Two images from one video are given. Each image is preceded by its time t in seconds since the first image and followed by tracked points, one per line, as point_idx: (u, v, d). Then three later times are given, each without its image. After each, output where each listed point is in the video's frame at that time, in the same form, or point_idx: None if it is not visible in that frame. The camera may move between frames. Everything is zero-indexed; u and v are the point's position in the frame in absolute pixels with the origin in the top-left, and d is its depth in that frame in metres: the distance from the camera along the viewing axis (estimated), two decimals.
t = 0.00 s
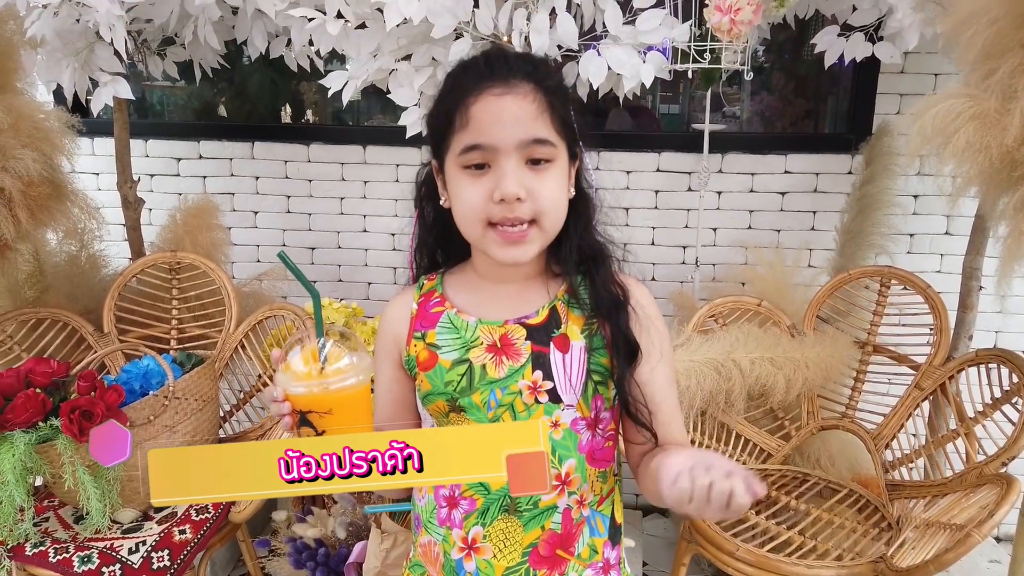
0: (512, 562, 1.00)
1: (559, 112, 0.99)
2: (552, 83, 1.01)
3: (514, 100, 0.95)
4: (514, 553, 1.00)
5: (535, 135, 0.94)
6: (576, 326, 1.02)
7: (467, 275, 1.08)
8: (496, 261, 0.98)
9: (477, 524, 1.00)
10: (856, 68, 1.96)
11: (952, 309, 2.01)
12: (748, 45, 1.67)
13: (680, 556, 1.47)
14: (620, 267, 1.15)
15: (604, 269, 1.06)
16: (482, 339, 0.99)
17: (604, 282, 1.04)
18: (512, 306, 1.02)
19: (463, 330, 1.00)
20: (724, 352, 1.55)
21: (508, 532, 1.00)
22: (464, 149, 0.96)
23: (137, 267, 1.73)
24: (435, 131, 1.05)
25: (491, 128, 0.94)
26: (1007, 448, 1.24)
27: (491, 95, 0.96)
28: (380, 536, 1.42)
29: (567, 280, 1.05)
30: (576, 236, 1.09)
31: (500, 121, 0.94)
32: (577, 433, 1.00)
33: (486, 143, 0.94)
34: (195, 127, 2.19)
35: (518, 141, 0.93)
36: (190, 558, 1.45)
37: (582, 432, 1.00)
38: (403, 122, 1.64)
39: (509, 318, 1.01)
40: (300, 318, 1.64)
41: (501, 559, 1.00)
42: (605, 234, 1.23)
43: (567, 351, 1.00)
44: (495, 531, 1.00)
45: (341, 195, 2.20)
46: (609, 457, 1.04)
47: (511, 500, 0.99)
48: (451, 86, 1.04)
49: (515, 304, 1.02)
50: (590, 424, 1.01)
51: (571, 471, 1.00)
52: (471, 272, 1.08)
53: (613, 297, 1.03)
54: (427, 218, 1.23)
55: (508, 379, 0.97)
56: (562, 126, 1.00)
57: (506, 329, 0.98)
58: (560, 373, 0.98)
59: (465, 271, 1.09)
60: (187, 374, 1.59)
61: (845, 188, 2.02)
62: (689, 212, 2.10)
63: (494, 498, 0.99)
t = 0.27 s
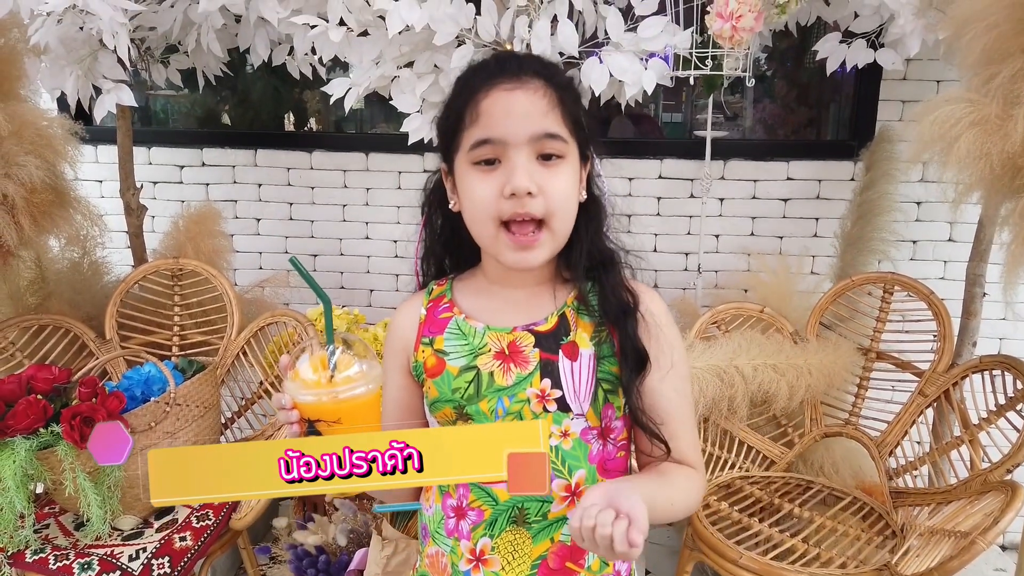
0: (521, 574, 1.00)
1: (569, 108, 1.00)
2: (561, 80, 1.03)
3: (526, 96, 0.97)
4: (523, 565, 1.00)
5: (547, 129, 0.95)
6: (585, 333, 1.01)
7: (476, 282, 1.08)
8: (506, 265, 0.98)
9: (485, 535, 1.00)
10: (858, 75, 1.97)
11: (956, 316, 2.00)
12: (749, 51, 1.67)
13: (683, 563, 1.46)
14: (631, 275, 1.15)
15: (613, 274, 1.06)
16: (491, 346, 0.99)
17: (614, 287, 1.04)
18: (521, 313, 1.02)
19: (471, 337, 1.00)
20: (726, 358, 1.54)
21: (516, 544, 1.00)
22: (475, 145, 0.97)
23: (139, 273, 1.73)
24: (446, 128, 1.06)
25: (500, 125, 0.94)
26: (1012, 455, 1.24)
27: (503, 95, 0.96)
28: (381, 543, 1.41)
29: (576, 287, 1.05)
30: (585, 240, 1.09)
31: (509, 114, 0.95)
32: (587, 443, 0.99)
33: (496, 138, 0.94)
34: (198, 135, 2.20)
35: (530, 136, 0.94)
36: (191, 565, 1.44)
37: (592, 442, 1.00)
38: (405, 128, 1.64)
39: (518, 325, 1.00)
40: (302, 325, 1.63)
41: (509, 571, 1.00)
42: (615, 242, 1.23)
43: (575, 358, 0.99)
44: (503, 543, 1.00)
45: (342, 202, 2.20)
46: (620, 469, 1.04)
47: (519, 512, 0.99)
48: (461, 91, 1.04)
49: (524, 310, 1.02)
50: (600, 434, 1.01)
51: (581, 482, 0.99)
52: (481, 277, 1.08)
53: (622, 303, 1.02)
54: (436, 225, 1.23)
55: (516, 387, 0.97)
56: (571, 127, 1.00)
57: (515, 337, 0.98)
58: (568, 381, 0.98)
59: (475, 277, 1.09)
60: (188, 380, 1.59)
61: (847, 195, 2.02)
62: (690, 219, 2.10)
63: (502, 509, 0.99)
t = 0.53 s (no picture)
0: None
1: (573, 99, 1.01)
2: (564, 72, 1.03)
3: (528, 84, 0.97)
4: (526, 572, 0.99)
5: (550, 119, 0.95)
6: (591, 335, 1.00)
7: (482, 281, 1.07)
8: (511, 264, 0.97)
9: (488, 542, 0.99)
10: (857, 77, 1.96)
11: (956, 317, 2.00)
12: (748, 52, 1.66)
13: (682, 565, 1.45)
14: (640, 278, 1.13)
15: (621, 275, 1.05)
16: (495, 348, 0.98)
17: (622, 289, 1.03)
18: (525, 313, 1.01)
19: (474, 338, 0.99)
20: (725, 360, 1.53)
21: (520, 550, 0.99)
22: (479, 137, 0.97)
23: (136, 274, 1.72)
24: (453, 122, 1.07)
25: (502, 115, 0.95)
26: (1012, 456, 1.23)
27: (514, 88, 0.96)
28: (377, 545, 1.40)
29: (581, 288, 1.04)
30: (591, 240, 1.08)
31: (512, 101, 0.95)
32: (593, 448, 0.99)
33: (499, 128, 0.94)
34: (196, 136, 2.20)
35: (533, 125, 0.94)
36: (187, 568, 1.41)
37: (598, 447, 0.99)
38: (403, 129, 1.64)
39: (523, 326, 1.00)
40: (299, 326, 1.61)
41: None
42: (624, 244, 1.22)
43: (580, 361, 0.98)
44: (506, 550, 0.99)
45: (341, 203, 2.19)
46: (629, 476, 1.02)
47: (523, 518, 0.99)
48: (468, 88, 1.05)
49: (528, 310, 1.01)
50: (607, 439, 1.00)
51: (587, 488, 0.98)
52: (487, 277, 1.08)
53: (628, 305, 1.00)
54: (439, 228, 1.22)
55: (520, 390, 0.96)
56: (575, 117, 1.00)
57: (519, 338, 0.97)
58: (573, 385, 0.97)
59: (480, 277, 1.09)
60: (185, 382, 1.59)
61: (847, 196, 2.01)
62: (689, 220, 2.09)
63: (505, 515, 0.99)
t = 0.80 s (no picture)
0: None
1: (580, 103, 1.00)
2: (569, 72, 1.03)
3: (532, 84, 0.97)
4: None
5: (554, 121, 0.95)
6: (596, 337, 1.00)
7: (490, 282, 1.08)
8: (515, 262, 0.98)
9: (487, 545, 0.99)
10: (856, 77, 1.96)
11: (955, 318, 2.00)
12: (747, 52, 1.66)
13: (680, 567, 1.44)
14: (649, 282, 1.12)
15: (629, 279, 1.04)
16: (499, 346, 0.99)
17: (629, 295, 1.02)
18: (530, 314, 1.01)
19: (480, 336, 1.00)
20: (723, 361, 1.53)
21: (517, 555, 0.98)
22: (482, 139, 0.98)
23: (132, 275, 1.72)
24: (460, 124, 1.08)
25: (505, 116, 0.96)
26: (1011, 457, 1.22)
27: (518, 90, 0.97)
28: (374, 547, 1.40)
29: (589, 290, 1.05)
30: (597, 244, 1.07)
31: (515, 104, 0.96)
32: (594, 453, 0.99)
33: (501, 130, 0.95)
34: (193, 137, 2.19)
35: (535, 126, 0.94)
36: (184, 569, 1.42)
37: (601, 453, 0.99)
38: (400, 129, 1.63)
39: (527, 326, 1.00)
40: (296, 327, 1.60)
41: None
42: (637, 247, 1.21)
43: (585, 363, 0.98)
44: (504, 554, 0.98)
45: (339, 204, 2.19)
46: (630, 482, 1.01)
47: (521, 522, 0.98)
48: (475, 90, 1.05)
49: (534, 312, 1.02)
50: (610, 445, 1.00)
51: (589, 494, 0.98)
52: (495, 276, 1.09)
53: (636, 310, 1.01)
54: (450, 231, 1.23)
55: (522, 390, 0.96)
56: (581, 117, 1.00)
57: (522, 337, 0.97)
58: (575, 387, 0.97)
59: (488, 277, 1.10)
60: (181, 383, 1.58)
61: (846, 197, 2.01)
62: (687, 220, 2.09)
63: (504, 519, 0.98)
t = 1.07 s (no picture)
0: None
1: (591, 108, 1.00)
2: (580, 78, 1.03)
3: (541, 92, 0.97)
4: None
5: (561, 129, 0.94)
6: (603, 341, 1.00)
7: (501, 284, 1.10)
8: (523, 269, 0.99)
9: (491, 547, 0.99)
10: (855, 78, 1.97)
11: (953, 319, 2.00)
12: (745, 53, 1.66)
13: (680, 567, 1.44)
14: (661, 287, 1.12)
15: (638, 288, 1.04)
16: (507, 349, 1.00)
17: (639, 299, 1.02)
18: (538, 318, 1.02)
19: (488, 339, 1.02)
20: (722, 362, 1.53)
21: (521, 558, 0.98)
22: (490, 144, 0.98)
23: (132, 275, 1.72)
24: (473, 129, 1.09)
25: (513, 123, 0.95)
26: (1009, 458, 1.23)
27: (524, 96, 0.97)
28: (373, 547, 1.40)
29: (599, 294, 1.05)
30: (608, 251, 1.08)
31: (525, 113, 0.95)
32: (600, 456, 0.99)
33: (508, 137, 0.95)
34: (192, 137, 2.19)
35: (542, 133, 0.94)
36: (183, 570, 1.42)
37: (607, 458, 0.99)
38: (399, 131, 1.63)
39: (536, 328, 1.01)
40: (295, 328, 1.60)
41: None
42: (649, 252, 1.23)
43: (591, 367, 0.98)
44: (508, 556, 0.98)
45: (338, 204, 2.19)
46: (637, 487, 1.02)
47: (526, 525, 0.98)
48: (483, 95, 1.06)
49: (542, 315, 1.02)
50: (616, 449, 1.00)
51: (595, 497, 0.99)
52: (505, 279, 1.10)
53: (643, 315, 1.00)
54: (467, 232, 1.27)
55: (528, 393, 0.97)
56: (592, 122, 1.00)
57: (529, 341, 0.98)
58: (580, 391, 0.97)
59: (499, 279, 1.12)
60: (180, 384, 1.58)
61: (845, 198, 2.01)
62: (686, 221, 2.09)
63: (508, 521, 0.98)
